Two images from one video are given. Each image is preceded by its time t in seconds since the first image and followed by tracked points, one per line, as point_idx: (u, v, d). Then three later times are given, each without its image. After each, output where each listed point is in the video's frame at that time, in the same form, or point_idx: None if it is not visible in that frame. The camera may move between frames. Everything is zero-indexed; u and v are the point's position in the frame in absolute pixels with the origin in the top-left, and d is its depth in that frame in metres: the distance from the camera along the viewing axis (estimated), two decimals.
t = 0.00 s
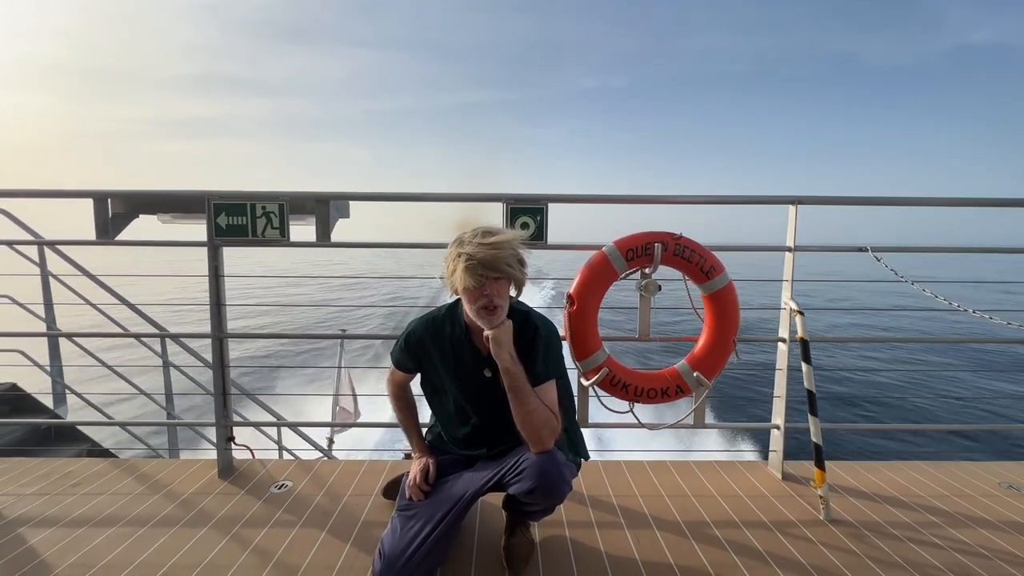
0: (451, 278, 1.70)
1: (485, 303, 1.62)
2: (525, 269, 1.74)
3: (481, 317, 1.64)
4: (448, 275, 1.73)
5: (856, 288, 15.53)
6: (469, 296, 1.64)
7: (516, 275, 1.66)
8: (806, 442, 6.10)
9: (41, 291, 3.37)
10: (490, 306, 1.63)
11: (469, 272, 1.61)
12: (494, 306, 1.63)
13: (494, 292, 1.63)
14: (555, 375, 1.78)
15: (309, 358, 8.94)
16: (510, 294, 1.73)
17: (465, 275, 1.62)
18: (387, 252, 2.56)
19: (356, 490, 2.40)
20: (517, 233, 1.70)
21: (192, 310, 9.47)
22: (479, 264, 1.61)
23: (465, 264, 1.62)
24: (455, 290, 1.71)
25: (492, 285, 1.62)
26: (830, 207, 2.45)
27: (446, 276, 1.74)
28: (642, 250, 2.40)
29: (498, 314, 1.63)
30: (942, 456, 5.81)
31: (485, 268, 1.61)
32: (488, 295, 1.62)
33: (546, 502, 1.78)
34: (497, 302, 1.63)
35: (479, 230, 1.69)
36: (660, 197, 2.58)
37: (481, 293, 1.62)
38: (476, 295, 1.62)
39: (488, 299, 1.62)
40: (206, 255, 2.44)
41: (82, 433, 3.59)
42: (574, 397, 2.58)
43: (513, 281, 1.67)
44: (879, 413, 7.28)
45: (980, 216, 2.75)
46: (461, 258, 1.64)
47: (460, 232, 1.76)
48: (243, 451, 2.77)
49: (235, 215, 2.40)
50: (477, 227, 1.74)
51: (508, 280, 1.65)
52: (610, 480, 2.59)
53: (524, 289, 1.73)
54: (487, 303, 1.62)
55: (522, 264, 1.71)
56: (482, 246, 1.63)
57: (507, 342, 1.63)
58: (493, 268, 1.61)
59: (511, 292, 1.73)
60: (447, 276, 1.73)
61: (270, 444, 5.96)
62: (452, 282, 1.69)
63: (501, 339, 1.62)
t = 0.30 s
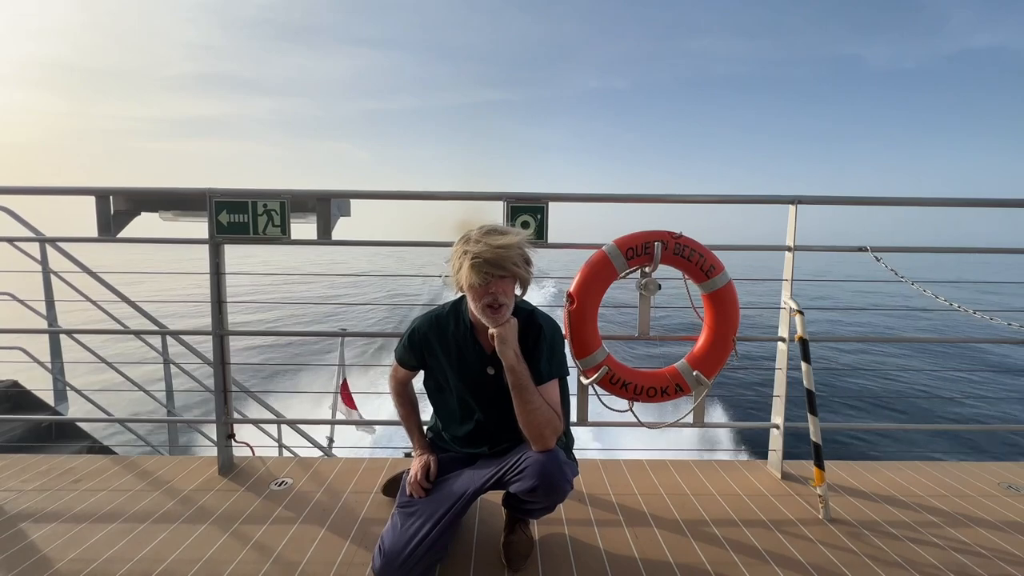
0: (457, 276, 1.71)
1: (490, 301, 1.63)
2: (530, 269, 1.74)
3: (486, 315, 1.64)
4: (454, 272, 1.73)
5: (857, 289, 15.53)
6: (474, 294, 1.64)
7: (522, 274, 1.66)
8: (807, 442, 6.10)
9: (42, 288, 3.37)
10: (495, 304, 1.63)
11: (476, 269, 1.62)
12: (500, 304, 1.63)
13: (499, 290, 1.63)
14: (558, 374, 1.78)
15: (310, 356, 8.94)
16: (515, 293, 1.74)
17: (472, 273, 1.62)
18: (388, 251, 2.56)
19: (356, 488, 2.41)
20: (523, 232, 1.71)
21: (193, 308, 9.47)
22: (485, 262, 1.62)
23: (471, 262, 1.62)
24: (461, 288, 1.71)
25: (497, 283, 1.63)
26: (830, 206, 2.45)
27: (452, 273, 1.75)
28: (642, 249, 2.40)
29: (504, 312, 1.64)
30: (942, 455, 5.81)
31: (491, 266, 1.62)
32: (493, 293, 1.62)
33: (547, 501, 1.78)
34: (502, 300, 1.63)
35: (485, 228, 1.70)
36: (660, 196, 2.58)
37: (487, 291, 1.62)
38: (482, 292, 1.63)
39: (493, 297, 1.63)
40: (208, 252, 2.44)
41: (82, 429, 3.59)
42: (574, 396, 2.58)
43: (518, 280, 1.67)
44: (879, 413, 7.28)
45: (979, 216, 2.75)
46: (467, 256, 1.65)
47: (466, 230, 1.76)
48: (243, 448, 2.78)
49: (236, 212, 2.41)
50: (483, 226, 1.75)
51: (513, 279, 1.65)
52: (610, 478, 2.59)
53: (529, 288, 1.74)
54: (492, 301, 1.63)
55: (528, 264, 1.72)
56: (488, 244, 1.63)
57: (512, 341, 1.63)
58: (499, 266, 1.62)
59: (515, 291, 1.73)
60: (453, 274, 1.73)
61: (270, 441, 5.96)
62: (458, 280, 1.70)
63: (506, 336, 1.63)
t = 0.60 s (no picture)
0: (459, 271, 1.71)
1: (492, 297, 1.63)
2: (533, 265, 1.74)
3: (488, 310, 1.64)
4: (456, 268, 1.73)
5: (857, 290, 15.51)
6: (476, 289, 1.64)
7: (524, 270, 1.66)
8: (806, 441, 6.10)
9: (43, 286, 3.37)
10: (497, 299, 1.63)
11: (478, 265, 1.62)
12: (502, 300, 1.63)
13: (501, 286, 1.63)
14: (560, 371, 1.78)
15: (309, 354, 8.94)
16: (517, 289, 1.74)
17: (474, 268, 1.62)
18: (388, 248, 2.56)
19: (356, 485, 2.41)
20: (526, 229, 1.71)
21: (193, 306, 9.47)
22: (487, 257, 1.61)
23: (473, 257, 1.62)
24: (463, 283, 1.71)
25: (499, 279, 1.63)
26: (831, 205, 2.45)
27: (455, 269, 1.74)
28: (642, 247, 2.40)
29: (505, 307, 1.64)
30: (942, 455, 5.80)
31: (494, 261, 1.61)
32: (495, 289, 1.62)
33: (547, 498, 1.78)
34: (504, 296, 1.63)
35: (488, 224, 1.70)
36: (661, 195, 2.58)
37: (489, 286, 1.62)
38: (484, 288, 1.63)
39: (495, 293, 1.63)
40: (208, 250, 2.44)
41: (83, 427, 3.58)
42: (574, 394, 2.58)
43: (521, 275, 1.67)
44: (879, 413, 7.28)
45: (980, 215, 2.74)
46: (470, 251, 1.64)
47: (469, 226, 1.76)
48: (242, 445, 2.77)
49: (237, 209, 2.41)
50: (486, 222, 1.75)
51: (516, 275, 1.65)
52: (610, 476, 2.59)
53: (531, 284, 1.74)
54: (495, 297, 1.63)
55: (531, 261, 1.72)
56: (491, 240, 1.63)
57: (513, 337, 1.63)
58: (502, 262, 1.62)
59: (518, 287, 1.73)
60: (455, 270, 1.73)
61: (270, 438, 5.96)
62: (461, 276, 1.70)
63: (508, 332, 1.62)
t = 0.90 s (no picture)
0: (459, 269, 1.71)
1: (491, 295, 1.63)
2: (532, 262, 1.74)
3: (487, 309, 1.64)
4: (455, 265, 1.73)
5: (857, 291, 15.51)
6: (476, 287, 1.65)
7: (524, 267, 1.66)
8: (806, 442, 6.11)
9: (44, 284, 3.37)
10: (496, 297, 1.63)
11: (476, 263, 1.62)
12: (501, 298, 1.64)
13: (500, 284, 1.63)
14: (560, 370, 1.78)
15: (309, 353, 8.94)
16: (517, 286, 1.74)
17: (473, 265, 1.62)
18: (389, 247, 2.57)
19: (356, 483, 2.41)
20: (525, 225, 1.70)
21: (193, 305, 9.47)
22: (485, 256, 1.61)
23: (472, 256, 1.62)
24: (462, 281, 1.72)
25: (498, 277, 1.63)
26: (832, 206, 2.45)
27: (454, 266, 1.75)
28: (643, 246, 2.40)
29: (504, 306, 1.64)
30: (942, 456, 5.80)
31: (493, 259, 1.61)
32: (494, 287, 1.63)
33: (547, 495, 1.78)
34: (503, 294, 1.63)
35: (487, 221, 1.69)
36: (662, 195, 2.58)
37: (488, 285, 1.63)
38: (483, 286, 1.63)
39: (495, 291, 1.63)
40: (209, 248, 2.44)
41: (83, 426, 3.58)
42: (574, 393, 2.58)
43: (520, 273, 1.67)
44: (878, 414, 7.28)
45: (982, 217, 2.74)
46: (468, 249, 1.64)
47: (468, 224, 1.76)
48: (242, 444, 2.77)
49: (238, 208, 2.41)
50: (484, 219, 1.74)
51: (515, 272, 1.65)
52: (610, 475, 2.59)
53: (531, 282, 1.74)
54: (494, 295, 1.63)
55: (530, 258, 1.72)
56: (489, 237, 1.63)
57: (512, 336, 1.63)
58: (501, 259, 1.62)
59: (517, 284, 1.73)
60: (455, 267, 1.74)
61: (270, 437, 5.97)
62: (460, 273, 1.70)
63: (507, 330, 1.63)
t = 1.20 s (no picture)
0: (452, 269, 1.72)
1: (484, 295, 1.63)
2: (526, 261, 1.73)
3: (481, 309, 1.65)
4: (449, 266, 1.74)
5: (856, 291, 15.53)
6: (469, 288, 1.65)
7: (516, 267, 1.66)
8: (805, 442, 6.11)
9: (43, 283, 3.36)
10: (489, 297, 1.63)
11: (469, 263, 1.62)
12: (494, 298, 1.64)
13: (493, 284, 1.63)
14: (557, 368, 1.78)
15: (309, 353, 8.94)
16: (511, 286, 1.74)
17: (466, 265, 1.62)
18: (389, 247, 2.57)
19: (356, 483, 2.41)
20: (517, 225, 1.70)
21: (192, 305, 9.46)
22: (477, 256, 1.61)
23: (464, 256, 1.62)
24: (456, 281, 1.72)
25: (491, 277, 1.63)
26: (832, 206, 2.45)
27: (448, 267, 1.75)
28: (643, 246, 2.41)
29: (498, 306, 1.64)
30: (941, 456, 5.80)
31: (485, 259, 1.61)
32: (487, 287, 1.63)
33: (545, 494, 1.78)
34: (496, 294, 1.63)
35: (479, 222, 1.69)
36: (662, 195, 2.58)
37: (481, 285, 1.63)
38: (476, 287, 1.63)
39: (487, 291, 1.63)
40: (209, 248, 2.43)
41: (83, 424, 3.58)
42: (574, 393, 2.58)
43: (513, 273, 1.67)
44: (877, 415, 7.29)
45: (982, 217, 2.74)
46: (460, 250, 1.65)
47: (461, 224, 1.76)
48: (241, 443, 2.77)
49: (239, 207, 2.41)
50: (477, 219, 1.74)
51: (507, 272, 1.65)
52: (609, 475, 2.59)
53: (524, 281, 1.74)
54: (487, 295, 1.63)
55: (524, 258, 1.72)
56: (481, 238, 1.63)
57: (507, 335, 1.64)
58: (493, 259, 1.62)
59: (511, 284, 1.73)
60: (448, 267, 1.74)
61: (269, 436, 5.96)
62: (454, 274, 1.71)
63: (501, 330, 1.63)
